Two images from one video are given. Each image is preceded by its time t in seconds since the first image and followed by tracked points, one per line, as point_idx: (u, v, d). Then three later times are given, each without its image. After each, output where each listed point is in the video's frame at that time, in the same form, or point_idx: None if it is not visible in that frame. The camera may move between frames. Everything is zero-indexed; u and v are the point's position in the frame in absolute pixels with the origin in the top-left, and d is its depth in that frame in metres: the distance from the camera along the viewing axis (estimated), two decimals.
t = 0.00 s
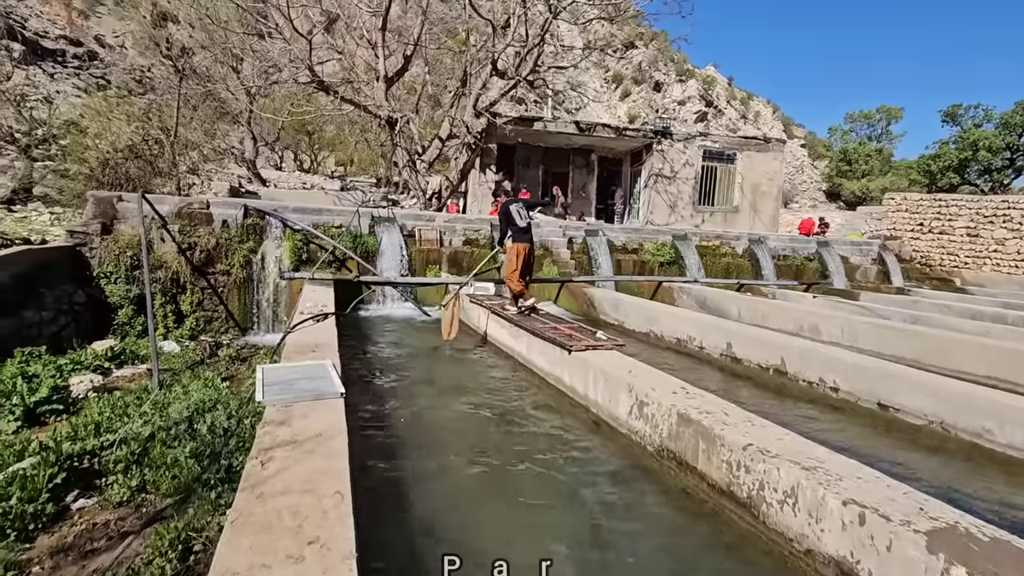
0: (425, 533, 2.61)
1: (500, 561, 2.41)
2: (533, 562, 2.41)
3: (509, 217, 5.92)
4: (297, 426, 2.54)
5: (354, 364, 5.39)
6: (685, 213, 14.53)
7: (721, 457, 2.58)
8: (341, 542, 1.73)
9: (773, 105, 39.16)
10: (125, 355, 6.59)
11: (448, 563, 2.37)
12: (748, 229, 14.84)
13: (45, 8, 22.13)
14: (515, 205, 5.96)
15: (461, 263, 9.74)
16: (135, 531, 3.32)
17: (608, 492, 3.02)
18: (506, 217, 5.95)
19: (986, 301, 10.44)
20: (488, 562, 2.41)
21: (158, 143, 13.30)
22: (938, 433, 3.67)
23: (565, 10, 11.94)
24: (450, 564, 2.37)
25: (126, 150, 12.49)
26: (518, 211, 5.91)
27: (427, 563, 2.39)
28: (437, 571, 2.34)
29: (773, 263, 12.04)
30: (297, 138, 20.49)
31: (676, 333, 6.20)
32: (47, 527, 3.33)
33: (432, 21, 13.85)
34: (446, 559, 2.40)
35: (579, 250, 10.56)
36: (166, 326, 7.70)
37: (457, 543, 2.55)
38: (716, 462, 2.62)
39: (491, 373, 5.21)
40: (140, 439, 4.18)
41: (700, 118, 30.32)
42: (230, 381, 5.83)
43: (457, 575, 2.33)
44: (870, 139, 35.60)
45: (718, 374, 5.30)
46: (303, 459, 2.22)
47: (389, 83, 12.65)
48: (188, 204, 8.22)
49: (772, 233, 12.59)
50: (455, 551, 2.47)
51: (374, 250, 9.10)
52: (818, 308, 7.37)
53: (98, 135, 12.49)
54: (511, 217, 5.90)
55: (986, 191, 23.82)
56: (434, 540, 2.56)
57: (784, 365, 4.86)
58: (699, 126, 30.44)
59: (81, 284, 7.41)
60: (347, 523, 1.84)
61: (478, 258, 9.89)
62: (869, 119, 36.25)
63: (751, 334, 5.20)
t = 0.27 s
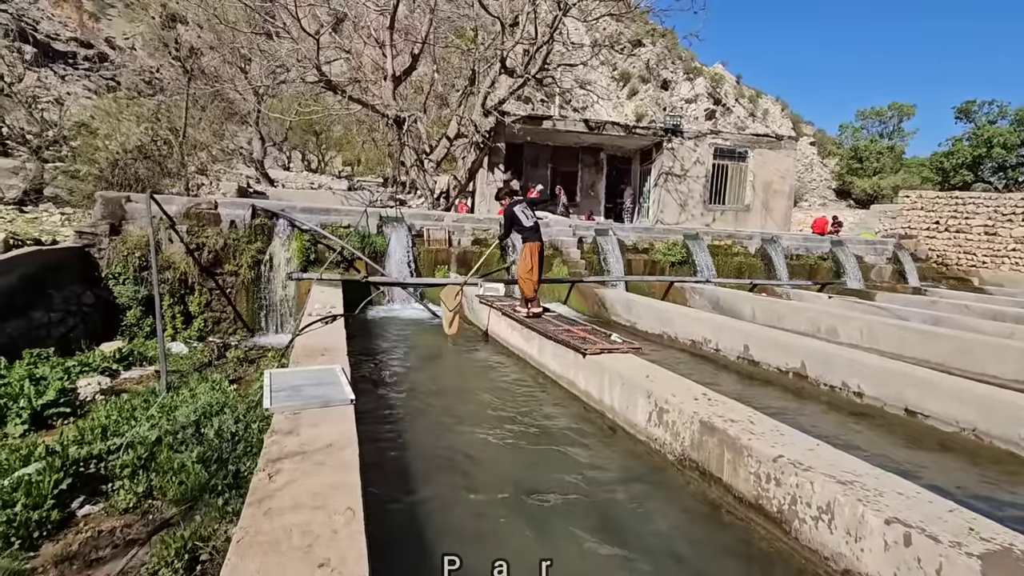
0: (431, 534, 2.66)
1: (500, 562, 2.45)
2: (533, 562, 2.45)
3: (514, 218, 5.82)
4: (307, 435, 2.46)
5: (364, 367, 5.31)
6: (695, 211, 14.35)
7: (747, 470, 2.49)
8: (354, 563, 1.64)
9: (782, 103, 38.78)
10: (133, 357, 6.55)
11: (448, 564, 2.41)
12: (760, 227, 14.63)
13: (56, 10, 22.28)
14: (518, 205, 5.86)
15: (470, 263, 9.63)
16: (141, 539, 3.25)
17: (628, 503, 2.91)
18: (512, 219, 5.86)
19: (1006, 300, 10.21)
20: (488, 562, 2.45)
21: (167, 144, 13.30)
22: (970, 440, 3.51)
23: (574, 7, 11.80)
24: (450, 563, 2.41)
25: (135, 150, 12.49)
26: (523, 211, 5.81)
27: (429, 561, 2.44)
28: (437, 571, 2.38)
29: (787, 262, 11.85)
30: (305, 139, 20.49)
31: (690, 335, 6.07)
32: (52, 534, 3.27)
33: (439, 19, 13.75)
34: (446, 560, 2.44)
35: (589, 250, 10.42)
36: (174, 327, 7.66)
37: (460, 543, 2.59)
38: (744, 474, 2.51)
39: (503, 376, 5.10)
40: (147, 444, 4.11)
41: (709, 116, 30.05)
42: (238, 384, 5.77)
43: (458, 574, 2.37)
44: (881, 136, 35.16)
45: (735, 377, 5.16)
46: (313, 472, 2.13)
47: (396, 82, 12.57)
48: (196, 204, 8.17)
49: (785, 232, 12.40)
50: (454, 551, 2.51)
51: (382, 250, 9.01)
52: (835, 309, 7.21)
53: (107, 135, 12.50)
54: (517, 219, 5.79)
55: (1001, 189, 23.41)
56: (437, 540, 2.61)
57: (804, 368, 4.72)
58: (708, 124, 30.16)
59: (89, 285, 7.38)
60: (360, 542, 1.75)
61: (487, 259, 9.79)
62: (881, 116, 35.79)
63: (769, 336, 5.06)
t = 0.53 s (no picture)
0: (437, 533, 2.68)
1: (500, 561, 2.46)
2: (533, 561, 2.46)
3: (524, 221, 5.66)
4: (314, 445, 2.38)
5: (373, 370, 5.23)
6: (707, 210, 14.15)
7: (775, 483, 2.38)
8: None
9: (792, 101, 38.36)
10: (142, 358, 6.52)
11: (448, 564, 2.43)
12: (773, 227, 14.41)
13: (69, 13, 22.46)
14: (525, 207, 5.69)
15: (479, 263, 9.55)
16: (146, 548, 3.18)
17: (649, 516, 2.80)
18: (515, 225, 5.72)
19: None
20: (488, 561, 2.47)
21: (177, 144, 13.31)
22: (1006, 451, 3.36)
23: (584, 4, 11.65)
24: (450, 564, 2.43)
25: (145, 151, 12.50)
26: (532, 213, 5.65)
27: (430, 559, 2.47)
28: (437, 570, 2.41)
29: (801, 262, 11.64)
30: (314, 139, 20.51)
31: (706, 337, 5.92)
32: (56, 542, 3.21)
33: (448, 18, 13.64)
34: (446, 560, 2.46)
35: (600, 250, 10.29)
36: (183, 328, 7.62)
37: (461, 544, 2.61)
38: (773, 488, 2.40)
39: (515, 380, 4.99)
40: (154, 448, 4.05)
41: (719, 115, 29.77)
42: (246, 386, 5.71)
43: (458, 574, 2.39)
44: (894, 134, 34.65)
45: (755, 382, 5.01)
46: (321, 486, 2.05)
47: (405, 81, 12.48)
48: (205, 204, 8.12)
49: (799, 232, 12.19)
50: (454, 551, 2.53)
51: (391, 250, 8.94)
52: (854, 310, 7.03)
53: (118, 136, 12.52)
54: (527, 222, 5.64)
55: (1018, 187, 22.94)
56: (440, 539, 2.64)
57: (826, 373, 4.57)
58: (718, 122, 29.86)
59: (99, 286, 7.35)
60: (370, 563, 1.66)
61: (496, 259, 9.68)
62: (894, 114, 35.27)
63: (789, 339, 4.91)
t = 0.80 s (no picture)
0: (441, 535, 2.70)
1: (500, 562, 2.49)
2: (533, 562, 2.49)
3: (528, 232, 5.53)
4: (318, 457, 2.31)
5: (380, 372, 5.16)
6: (716, 211, 14.00)
7: (797, 500, 2.29)
8: None
9: (800, 100, 38.04)
10: (147, 358, 6.48)
11: (448, 564, 2.45)
12: (783, 227, 14.23)
13: (79, 13, 22.56)
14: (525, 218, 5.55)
15: (486, 264, 9.49)
16: (147, 555, 3.12)
17: (664, 530, 2.71)
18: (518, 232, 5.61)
19: None
20: (488, 562, 2.50)
21: (184, 143, 13.30)
22: None
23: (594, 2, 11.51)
24: (450, 564, 2.45)
25: (153, 149, 12.47)
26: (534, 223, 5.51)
27: (430, 559, 2.49)
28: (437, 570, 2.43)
29: (812, 263, 11.47)
30: (320, 138, 20.51)
31: (718, 340, 5.81)
32: (56, 548, 3.15)
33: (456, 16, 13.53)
34: (446, 560, 2.48)
35: (608, 250, 10.17)
36: (189, 328, 7.59)
37: (461, 544, 2.63)
38: (796, 505, 2.30)
39: (524, 384, 4.89)
40: (156, 451, 3.99)
41: (726, 114, 29.55)
42: (251, 387, 5.66)
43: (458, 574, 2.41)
44: (905, 133, 34.26)
45: (769, 388, 4.90)
46: (325, 501, 1.98)
47: (412, 80, 12.40)
48: (211, 203, 8.07)
49: (811, 232, 12.03)
50: (454, 551, 2.55)
51: (397, 250, 8.86)
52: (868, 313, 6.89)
53: (126, 134, 12.53)
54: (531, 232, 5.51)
55: None
56: (442, 539, 2.65)
57: (844, 379, 4.45)
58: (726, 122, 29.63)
59: (104, 285, 7.32)
60: None
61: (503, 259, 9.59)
62: (904, 113, 34.88)
63: (804, 343, 4.79)
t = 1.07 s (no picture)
0: (440, 534, 2.70)
1: (500, 562, 2.48)
2: (533, 562, 2.48)
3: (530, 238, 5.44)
4: (318, 468, 2.22)
5: (381, 375, 5.08)
6: (719, 212, 13.91)
7: (818, 513, 2.20)
8: None
9: (802, 101, 37.96)
10: (145, 360, 6.39)
11: (448, 564, 2.44)
12: (786, 228, 14.13)
13: (81, 13, 22.54)
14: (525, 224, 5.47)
15: (488, 265, 9.34)
16: (141, 564, 3.02)
17: (676, 543, 2.63)
18: (519, 236, 5.50)
19: None
20: (488, 562, 2.48)
21: (185, 143, 13.21)
22: None
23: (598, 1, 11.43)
24: (450, 564, 2.44)
25: (153, 149, 12.38)
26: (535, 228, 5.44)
27: (430, 559, 2.48)
28: (437, 570, 2.42)
29: (817, 265, 11.38)
30: (321, 138, 20.44)
31: (724, 344, 5.72)
32: (48, 558, 3.06)
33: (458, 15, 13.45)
34: (446, 560, 2.47)
35: (611, 251, 10.08)
36: (188, 329, 7.50)
37: (461, 544, 2.62)
38: (817, 518, 2.21)
39: (528, 388, 4.80)
40: (153, 456, 3.90)
41: (727, 116, 29.47)
42: (250, 390, 5.57)
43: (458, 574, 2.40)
44: (907, 135, 34.18)
45: (779, 393, 4.81)
46: (325, 516, 1.90)
47: (414, 80, 12.32)
48: (211, 203, 8.01)
49: (815, 234, 11.94)
50: (453, 552, 2.54)
51: (398, 251, 8.77)
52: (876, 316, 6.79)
53: (126, 134, 12.45)
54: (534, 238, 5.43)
55: None
56: (442, 540, 2.64)
57: (855, 384, 4.36)
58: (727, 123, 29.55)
59: (103, 286, 7.24)
60: None
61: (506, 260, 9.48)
62: (907, 115, 34.81)
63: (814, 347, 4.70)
